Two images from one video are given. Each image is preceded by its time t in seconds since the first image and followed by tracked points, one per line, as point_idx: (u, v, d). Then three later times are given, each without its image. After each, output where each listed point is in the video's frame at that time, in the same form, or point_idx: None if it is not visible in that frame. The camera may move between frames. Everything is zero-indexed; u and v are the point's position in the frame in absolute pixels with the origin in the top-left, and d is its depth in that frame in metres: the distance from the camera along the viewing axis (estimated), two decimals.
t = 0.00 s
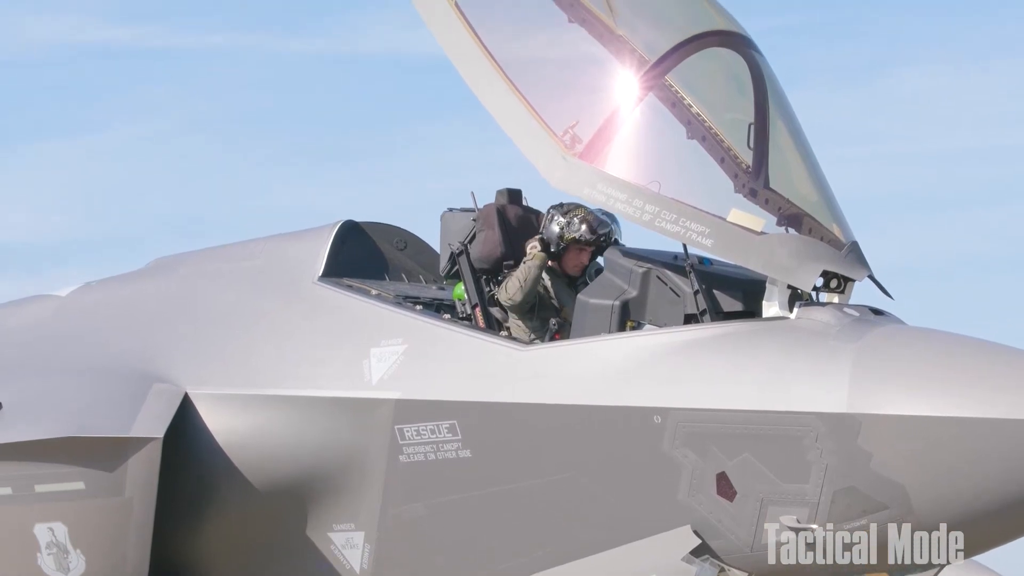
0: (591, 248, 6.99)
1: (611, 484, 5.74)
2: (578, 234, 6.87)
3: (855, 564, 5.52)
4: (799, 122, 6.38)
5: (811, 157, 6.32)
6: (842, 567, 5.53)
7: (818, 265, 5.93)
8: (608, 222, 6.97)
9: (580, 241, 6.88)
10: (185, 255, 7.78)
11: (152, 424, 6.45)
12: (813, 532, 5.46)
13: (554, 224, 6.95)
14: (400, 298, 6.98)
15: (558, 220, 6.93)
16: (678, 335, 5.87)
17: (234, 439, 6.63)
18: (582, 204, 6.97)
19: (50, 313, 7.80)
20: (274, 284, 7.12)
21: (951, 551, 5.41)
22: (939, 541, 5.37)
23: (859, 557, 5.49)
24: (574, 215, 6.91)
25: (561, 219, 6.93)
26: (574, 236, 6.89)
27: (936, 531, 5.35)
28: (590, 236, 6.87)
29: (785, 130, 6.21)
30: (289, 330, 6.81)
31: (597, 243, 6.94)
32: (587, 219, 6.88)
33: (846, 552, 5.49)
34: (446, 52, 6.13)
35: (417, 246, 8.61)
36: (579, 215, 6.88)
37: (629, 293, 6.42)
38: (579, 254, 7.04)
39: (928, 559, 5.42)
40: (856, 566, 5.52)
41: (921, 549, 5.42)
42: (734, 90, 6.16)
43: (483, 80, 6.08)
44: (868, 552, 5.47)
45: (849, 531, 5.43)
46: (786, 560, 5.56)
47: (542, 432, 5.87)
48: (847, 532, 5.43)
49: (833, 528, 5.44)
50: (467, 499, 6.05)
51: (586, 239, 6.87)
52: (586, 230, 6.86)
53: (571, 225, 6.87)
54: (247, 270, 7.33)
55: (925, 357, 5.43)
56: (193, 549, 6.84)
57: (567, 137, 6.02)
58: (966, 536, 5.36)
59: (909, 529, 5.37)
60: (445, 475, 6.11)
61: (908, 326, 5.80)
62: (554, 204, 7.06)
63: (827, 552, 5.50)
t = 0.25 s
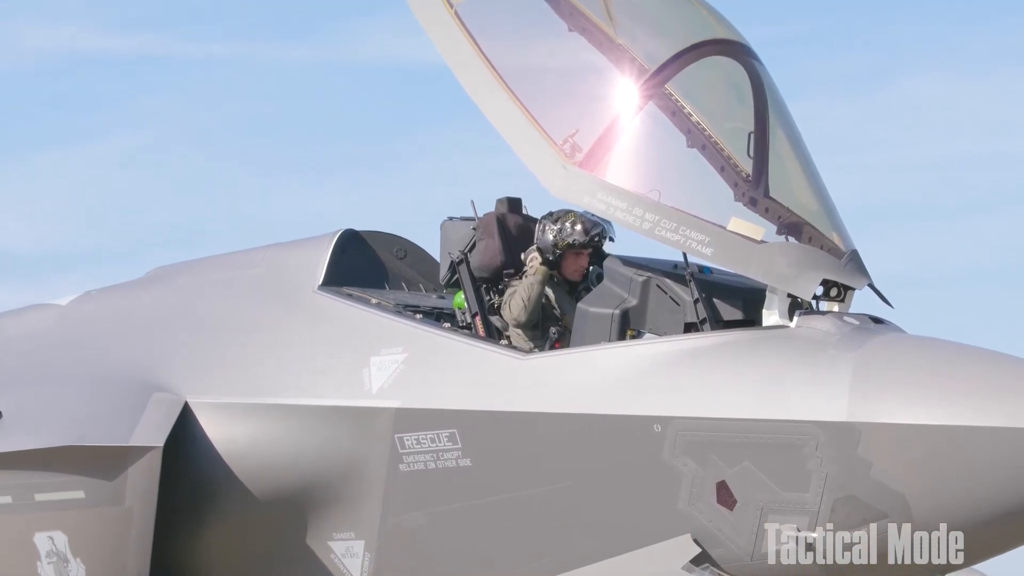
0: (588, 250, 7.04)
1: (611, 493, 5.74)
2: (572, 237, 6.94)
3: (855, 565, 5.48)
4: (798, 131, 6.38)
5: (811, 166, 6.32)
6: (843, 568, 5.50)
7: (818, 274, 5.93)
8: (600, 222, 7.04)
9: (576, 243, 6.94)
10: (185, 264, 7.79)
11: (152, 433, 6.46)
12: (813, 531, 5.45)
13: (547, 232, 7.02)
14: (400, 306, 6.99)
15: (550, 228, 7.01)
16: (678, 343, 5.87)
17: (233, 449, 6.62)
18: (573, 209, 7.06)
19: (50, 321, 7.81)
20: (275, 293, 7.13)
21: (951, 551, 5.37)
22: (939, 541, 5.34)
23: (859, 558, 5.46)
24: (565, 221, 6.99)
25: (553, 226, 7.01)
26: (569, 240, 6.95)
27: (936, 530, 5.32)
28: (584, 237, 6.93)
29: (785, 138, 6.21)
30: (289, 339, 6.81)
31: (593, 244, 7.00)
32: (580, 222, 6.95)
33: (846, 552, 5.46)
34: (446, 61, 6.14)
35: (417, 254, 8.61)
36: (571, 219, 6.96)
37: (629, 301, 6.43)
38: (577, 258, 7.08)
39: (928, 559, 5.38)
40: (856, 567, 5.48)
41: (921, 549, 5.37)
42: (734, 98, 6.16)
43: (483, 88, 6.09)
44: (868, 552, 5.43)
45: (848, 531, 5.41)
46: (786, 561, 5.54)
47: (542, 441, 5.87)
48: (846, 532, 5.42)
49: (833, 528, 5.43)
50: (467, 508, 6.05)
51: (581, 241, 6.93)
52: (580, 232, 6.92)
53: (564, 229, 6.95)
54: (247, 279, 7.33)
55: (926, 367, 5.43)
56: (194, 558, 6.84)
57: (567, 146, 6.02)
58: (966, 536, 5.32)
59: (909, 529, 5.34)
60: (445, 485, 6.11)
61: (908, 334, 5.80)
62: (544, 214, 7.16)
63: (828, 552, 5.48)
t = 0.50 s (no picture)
0: (580, 251, 7.11)
1: (611, 501, 5.74)
2: (563, 238, 7.03)
3: (855, 565, 5.46)
4: (798, 140, 6.39)
5: (811, 175, 6.32)
6: (843, 568, 5.47)
7: (817, 283, 5.94)
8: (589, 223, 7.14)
9: (568, 243, 7.03)
10: (185, 272, 7.80)
11: (152, 442, 6.46)
12: (813, 532, 5.44)
13: (538, 240, 7.14)
14: (400, 315, 6.99)
15: (540, 235, 7.13)
16: (678, 352, 5.87)
17: (233, 458, 6.62)
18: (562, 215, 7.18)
19: (50, 330, 7.81)
20: (275, 302, 7.13)
21: (952, 551, 5.33)
22: (939, 541, 5.31)
23: (859, 558, 5.43)
24: (553, 227, 7.11)
25: (543, 234, 7.13)
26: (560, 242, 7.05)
27: (935, 530, 5.29)
28: (575, 236, 7.03)
29: (784, 147, 6.22)
30: (289, 348, 6.82)
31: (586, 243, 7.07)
32: (569, 224, 7.06)
33: (846, 552, 5.44)
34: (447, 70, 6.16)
35: (417, 263, 8.63)
36: (558, 223, 7.09)
37: (629, 310, 6.43)
38: (572, 261, 7.15)
39: (928, 560, 5.35)
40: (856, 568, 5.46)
41: (921, 549, 5.34)
42: (734, 107, 6.17)
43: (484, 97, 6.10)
44: (868, 552, 5.41)
45: (848, 532, 5.40)
46: (785, 561, 5.53)
47: (542, 450, 5.87)
48: (846, 532, 5.40)
49: (833, 528, 5.41)
50: (467, 517, 6.05)
51: (573, 240, 7.02)
52: (570, 232, 7.02)
53: (553, 233, 7.06)
54: (247, 287, 7.34)
55: (926, 375, 5.43)
56: (194, 566, 6.84)
57: (567, 154, 6.04)
58: (967, 536, 5.28)
59: (909, 529, 5.31)
60: (444, 494, 6.11)
61: (908, 343, 5.81)
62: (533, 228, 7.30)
63: (828, 552, 5.46)
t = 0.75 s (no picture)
0: (578, 257, 7.18)
1: (611, 509, 5.74)
2: (561, 245, 7.08)
3: (856, 566, 5.41)
4: (798, 148, 6.40)
5: (811, 183, 6.32)
6: (843, 569, 5.43)
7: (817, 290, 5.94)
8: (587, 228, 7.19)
9: (566, 249, 7.07)
10: (185, 280, 7.81)
11: (152, 450, 6.46)
12: (813, 531, 5.42)
13: (536, 248, 7.18)
14: (399, 322, 7.00)
15: (538, 242, 7.17)
16: (677, 359, 5.86)
17: (233, 465, 6.62)
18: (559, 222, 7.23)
19: (50, 337, 7.82)
20: (275, 309, 7.14)
21: (952, 551, 5.29)
22: (939, 541, 5.28)
23: (859, 559, 5.39)
24: (551, 233, 7.15)
25: (541, 241, 7.17)
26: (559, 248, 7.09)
27: (935, 530, 5.26)
28: (573, 242, 7.07)
29: (785, 155, 6.23)
30: (289, 355, 6.82)
31: (584, 249, 7.13)
32: (567, 230, 7.11)
33: (846, 552, 5.40)
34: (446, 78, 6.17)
35: (417, 270, 8.63)
36: (556, 229, 7.13)
37: (629, 317, 6.43)
38: (570, 266, 7.22)
39: (928, 560, 5.31)
40: (856, 568, 5.41)
41: (921, 550, 5.30)
42: (734, 115, 6.18)
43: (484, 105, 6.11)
44: (869, 553, 5.37)
45: (848, 531, 5.37)
46: (785, 560, 5.51)
47: (542, 457, 5.87)
48: (846, 531, 5.37)
49: (833, 527, 5.39)
50: (467, 525, 6.04)
51: (571, 246, 7.07)
52: (569, 239, 7.07)
53: (551, 240, 7.10)
54: (247, 295, 7.34)
55: (926, 383, 5.43)
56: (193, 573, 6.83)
57: (566, 162, 6.04)
58: (967, 536, 5.24)
59: (909, 528, 5.28)
60: (444, 501, 6.11)
61: (908, 350, 5.81)
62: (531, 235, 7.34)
63: (827, 552, 5.43)
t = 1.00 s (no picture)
0: (584, 267, 7.18)
1: (610, 516, 5.74)
2: (567, 255, 7.09)
3: (856, 566, 5.41)
4: (798, 155, 6.41)
5: (811, 190, 6.33)
6: (844, 568, 5.43)
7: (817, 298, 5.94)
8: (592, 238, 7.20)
9: (572, 259, 7.08)
10: (185, 287, 7.81)
11: (152, 457, 6.47)
12: (813, 531, 5.43)
13: (542, 257, 7.20)
14: (399, 330, 7.00)
15: (544, 251, 7.19)
16: (677, 367, 5.87)
17: (233, 472, 6.62)
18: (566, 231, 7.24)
19: (50, 344, 7.82)
20: (275, 316, 7.14)
21: (952, 551, 5.27)
22: (939, 541, 5.26)
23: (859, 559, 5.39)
24: (557, 242, 7.17)
25: (547, 250, 7.19)
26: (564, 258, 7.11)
27: (935, 530, 5.24)
28: (579, 252, 7.08)
29: (785, 162, 6.23)
30: (289, 363, 6.82)
31: (589, 258, 7.14)
32: (572, 239, 7.12)
33: (847, 552, 5.40)
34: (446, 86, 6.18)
35: (417, 277, 8.63)
36: (562, 238, 7.14)
37: (629, 324, 6.44)
38: (576, 276, 7.22)
39: (928, 559, 5.30)
40: (856, 569, 5.42)
41: (922, 550, 5.29)
42: (734, 122, 6.19)
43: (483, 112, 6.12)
44: (869, 553, 5.36)
45: (848, 531, 5.37)
46: (785, 561, 5.50)
47: (541, 465, 5.87)
48: (846, 531, 5.37)
49: (833, 527, 5.39)
50: (467, 532, 6.04)
51: (577, 256, 7.08)
52: (575, 248, 7.08)
53: (557, 249, 7.12)
54: (247, 302, 7.35)
55: (926, 390, 5.43)
56: None
57: (567, 169, 6.04)
58: (967, 535, 5.23)
59: (909, 528, 5.27)
60: (444, 508, 6.11)
61: (908, 357, 5.82)
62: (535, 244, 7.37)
63: (828, 551, 5.43)
